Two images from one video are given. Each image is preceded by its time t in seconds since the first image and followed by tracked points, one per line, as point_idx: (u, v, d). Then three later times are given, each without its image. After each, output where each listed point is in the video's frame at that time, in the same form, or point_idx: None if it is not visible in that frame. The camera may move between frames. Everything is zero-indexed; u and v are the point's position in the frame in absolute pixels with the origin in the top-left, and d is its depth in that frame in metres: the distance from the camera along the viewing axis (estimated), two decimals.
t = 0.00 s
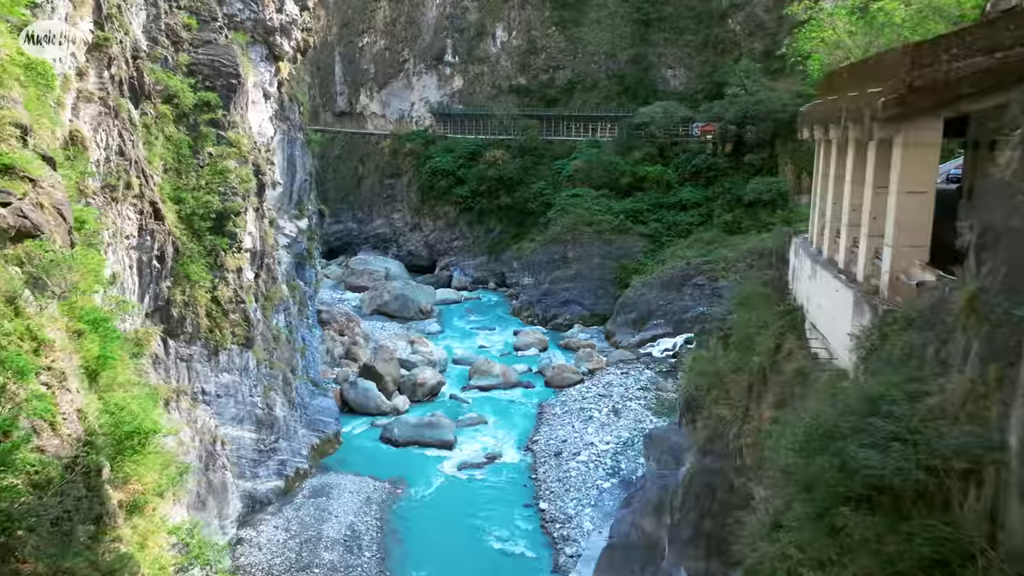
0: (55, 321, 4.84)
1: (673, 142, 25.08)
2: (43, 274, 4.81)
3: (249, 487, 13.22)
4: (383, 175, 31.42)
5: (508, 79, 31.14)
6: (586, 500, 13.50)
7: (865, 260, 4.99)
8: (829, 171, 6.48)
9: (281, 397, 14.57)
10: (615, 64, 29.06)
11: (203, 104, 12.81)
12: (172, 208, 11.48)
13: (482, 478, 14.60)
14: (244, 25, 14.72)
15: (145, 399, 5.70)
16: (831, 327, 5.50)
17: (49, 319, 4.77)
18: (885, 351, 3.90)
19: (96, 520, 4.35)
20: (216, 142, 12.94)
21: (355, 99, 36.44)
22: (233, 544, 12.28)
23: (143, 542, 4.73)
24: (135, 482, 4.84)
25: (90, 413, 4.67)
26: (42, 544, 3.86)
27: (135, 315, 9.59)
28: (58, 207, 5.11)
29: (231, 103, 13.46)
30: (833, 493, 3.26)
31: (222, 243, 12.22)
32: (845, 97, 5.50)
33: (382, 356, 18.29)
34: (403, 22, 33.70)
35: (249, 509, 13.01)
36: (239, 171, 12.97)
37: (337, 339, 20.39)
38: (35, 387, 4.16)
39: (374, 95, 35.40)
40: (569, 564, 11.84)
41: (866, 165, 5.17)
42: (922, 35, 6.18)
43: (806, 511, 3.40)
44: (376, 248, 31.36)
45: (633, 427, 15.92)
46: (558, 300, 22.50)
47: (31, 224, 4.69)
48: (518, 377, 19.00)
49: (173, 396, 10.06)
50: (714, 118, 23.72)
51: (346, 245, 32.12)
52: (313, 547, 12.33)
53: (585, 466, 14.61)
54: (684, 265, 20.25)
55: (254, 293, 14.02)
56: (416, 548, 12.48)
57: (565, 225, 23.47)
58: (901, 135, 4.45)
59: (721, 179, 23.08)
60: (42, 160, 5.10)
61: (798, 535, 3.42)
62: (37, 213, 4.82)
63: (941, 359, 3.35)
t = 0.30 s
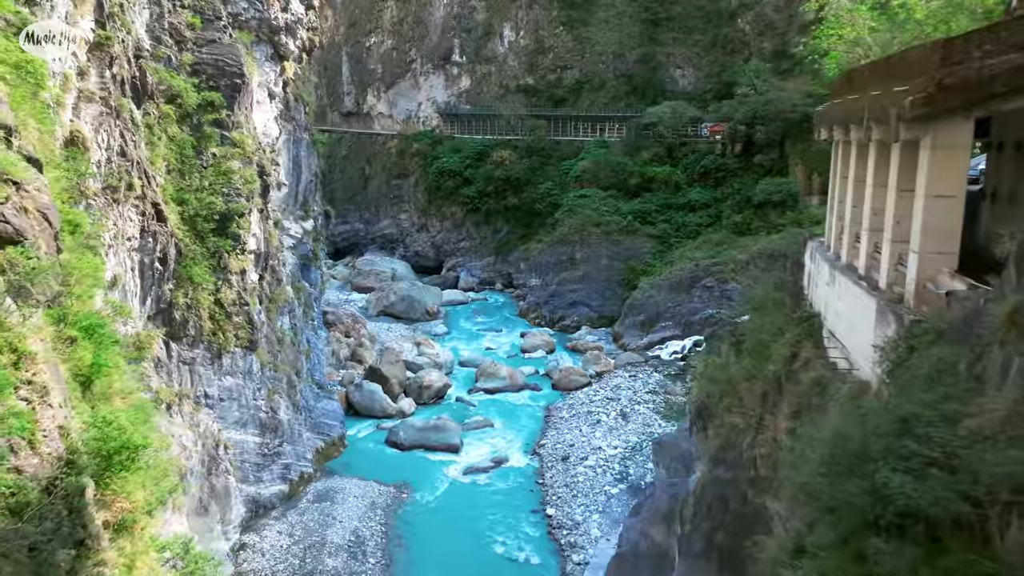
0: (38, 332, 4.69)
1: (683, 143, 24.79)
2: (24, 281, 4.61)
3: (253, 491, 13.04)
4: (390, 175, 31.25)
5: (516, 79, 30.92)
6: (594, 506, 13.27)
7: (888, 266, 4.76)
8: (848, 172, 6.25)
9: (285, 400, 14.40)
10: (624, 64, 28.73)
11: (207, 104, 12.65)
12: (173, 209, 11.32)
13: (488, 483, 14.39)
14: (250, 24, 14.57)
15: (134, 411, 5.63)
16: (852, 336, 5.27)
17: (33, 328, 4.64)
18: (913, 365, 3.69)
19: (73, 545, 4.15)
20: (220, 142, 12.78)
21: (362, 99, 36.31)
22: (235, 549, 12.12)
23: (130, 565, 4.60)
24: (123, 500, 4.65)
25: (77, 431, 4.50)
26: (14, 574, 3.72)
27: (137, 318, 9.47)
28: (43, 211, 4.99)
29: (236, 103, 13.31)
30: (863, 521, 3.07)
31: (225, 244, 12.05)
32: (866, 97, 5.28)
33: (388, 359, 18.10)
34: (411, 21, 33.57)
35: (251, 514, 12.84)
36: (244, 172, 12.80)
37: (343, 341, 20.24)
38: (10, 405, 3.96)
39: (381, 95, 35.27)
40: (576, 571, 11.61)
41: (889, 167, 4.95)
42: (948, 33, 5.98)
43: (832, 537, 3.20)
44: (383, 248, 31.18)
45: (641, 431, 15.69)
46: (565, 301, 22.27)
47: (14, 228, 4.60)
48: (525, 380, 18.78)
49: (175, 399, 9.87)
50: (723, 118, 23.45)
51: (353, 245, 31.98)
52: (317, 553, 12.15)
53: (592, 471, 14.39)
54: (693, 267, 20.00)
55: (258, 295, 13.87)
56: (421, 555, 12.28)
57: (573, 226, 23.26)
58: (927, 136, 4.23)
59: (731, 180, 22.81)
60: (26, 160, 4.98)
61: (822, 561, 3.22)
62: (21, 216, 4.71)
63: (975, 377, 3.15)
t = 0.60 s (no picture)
0: (20, 342, 4.45)
1: (691, 143, 24.49)
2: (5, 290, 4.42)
3: (256, 496, 12.86)
4: (397, 176, 31.09)
5: (524, 79, 30.71)
6: (602, 512, 13.05)
7: (913, 274, 4.56)
8: (869, 173, 6.01)
9: (289, 404, 14.22)
10: (632, 64, 28.40)
11: (211, 105, 12.51)
12: (175, 210, 11.14)
13: (494, 488, 14.18)
14: (254, 23, 14.43)
15: (126, 424, 5.48)
16: (874, 345, 5.06)
17: (17, 338, 4.43)
18: (946, 381, 3.49)
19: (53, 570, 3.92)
20: (223, 143, 12.62)
21: (369, 99, 36.19)
22: (239, 555, 11.94)
23: None
24: (107, 518, 4.44)
25: (56, 448, 4.24)
26: None
27: (138, 321, 9.34)
28: (26, 216, 4.85)
29: (240, 103, 13.14)
30: (896, 552, 2.95)
31: (228, 246, 11.89)
32: (890, 95, 5.05)
33: (393, 361, 17.91)
34: (418, 21, 33.44)
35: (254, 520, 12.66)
36: (247, 173, 12.64)
37: (349, 343, 20.08)
38: None
39: (388, 95, 35.14)
40: None
41: (915, 169, 4.73)
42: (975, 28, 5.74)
43: (863, 568, 3.08)
44: (389, 249, 31.03)
45: (650, 436, 15.45)
46: (572, 303, 22.03)
47: None
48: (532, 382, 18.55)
49: (176, 403, 9.72)
50: (733, 118, 23.18)
51: (360, 246, 31.86)
52: (321, 559, 11.97)
53: (600, 476, 14.16)
54: (703, 269, 19.76)
55: (262, 297, 13.70)
56: (425, 562, 12.07)
57: (580, 227, 23.06)
58: (958, 137, 4.03)
59: (740, 181, 22.54)
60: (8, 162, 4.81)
61: None
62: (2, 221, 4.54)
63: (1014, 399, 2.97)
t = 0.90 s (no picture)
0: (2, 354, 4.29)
1: (701, 143, 24.23)
2: None
3: (260, 501, 12.66)
4: (404, 176, 30.94)
5: (531, 79, 30.50)
6: (610, 518, 12.82)
7: (941, 282, 4.34)
8: (891, 175, 5.78)
9: (294, 407, 14.04)
10: (640, 63, 28.10)
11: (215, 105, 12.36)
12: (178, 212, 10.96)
13: (501, 493, 13.97)
14: (259, 23, 14.28)
15: (115, 436, 5.35)
16: (898, 356, 4.83)
17: None
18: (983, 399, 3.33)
19: None
20: (227, 143, 12.46)
21: (377, 99, 36.09)
22: (242, 561, 11.78)
23: None
24: (89, 541, 4.29)
25: (37, 467, 4.08)
26: None
27: (140, 322, 9.22)
28: (8, 221, 4.68)
29: (244, 103, 12.97)
30: None
31: (232, 248, 11.73)
32: (916, 94, 4.83)
33: (399, 363, 17.72)
34: (425, 21, 33.28)
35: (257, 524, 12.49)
36: (251, 174, 12.47)
37: (355, 344, 19.93)
38: None
39: (395, 95, 35.01)
40: None
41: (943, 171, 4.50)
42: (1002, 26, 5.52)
43: None
44: (396, 250, 30.87)
45: (658, 441, 15.21)
46: (580, 305, 21.80)
47: None
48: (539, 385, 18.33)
49: (178, 407, 9.59)
50: (742, 118, 22.89)
51: (366, 247, 31.77)
52: (325, 565, 11.79)
53: (608, 482, 13.94)
54: (712, 270, 19.52)
55: (266, 299, 13.55)
56: (430, 569, 11.87)
57: (588, 228, 22.85)
58: (992, 138, 3.81)
59: (750, 181, 22.26)
60: None
61: None
62: None
63: None
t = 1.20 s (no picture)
0: None
1: (709, 143, 23.96)
2: None
3: (264, 506, 12.49)
4: (410, 176, 30.77)
5: (539, 79, 30.27)
6: (618, 525, 12.59)
7: (971, 291, 4.13)
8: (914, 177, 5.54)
9: (298, 411, 13.85)
10: (648, 63, 27.81)
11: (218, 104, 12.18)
12: (180, 213, 10.80)
13: (507, 498, 13.76)
14: (263, 22, 14.11)
15: (108, 448, 5.20)
16: (924, 367, 4.61)
17: None
18: None
19: None
20: (230, 143, 12.28)
21: (383, 100, 35.95)
22: (245, 567, 11.62)
23: None
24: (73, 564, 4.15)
25: (16, 487, 3.94)
26: None
27: (140, 325, 9.08)
28: None
29: (248, 103, 12.80)
30: None
31: (235, 250, 11.56)
32: (944, 93, 4.62)
33: (405, 366, 17.54)
34: (432, 21, 33.12)
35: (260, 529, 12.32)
36: (255, 175, 12.30)
37: (361, 346, 19.76)
38: None
39: (402, 95, 34.86)
40: None
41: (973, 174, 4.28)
42: None
43: None
44: (403, 250, 30.70)
45: (667, 446, 14.96)
46: (588, 306, 21.56)
47: None
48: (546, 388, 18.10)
49: (180, 412, 9.43)
50: (752, 118, 22.61)
51: (373, 247, 31.62)
52: (328, 572, 11.61)
53: (616, 487, 13.70)
54: (722, 272, 19.26)
55: (270, 302, 13.38)
56: None
57: (596, 229, 22.62)
58: None
59: (760, 182, 21.98)
60: None
61: None
62: None
63: None
